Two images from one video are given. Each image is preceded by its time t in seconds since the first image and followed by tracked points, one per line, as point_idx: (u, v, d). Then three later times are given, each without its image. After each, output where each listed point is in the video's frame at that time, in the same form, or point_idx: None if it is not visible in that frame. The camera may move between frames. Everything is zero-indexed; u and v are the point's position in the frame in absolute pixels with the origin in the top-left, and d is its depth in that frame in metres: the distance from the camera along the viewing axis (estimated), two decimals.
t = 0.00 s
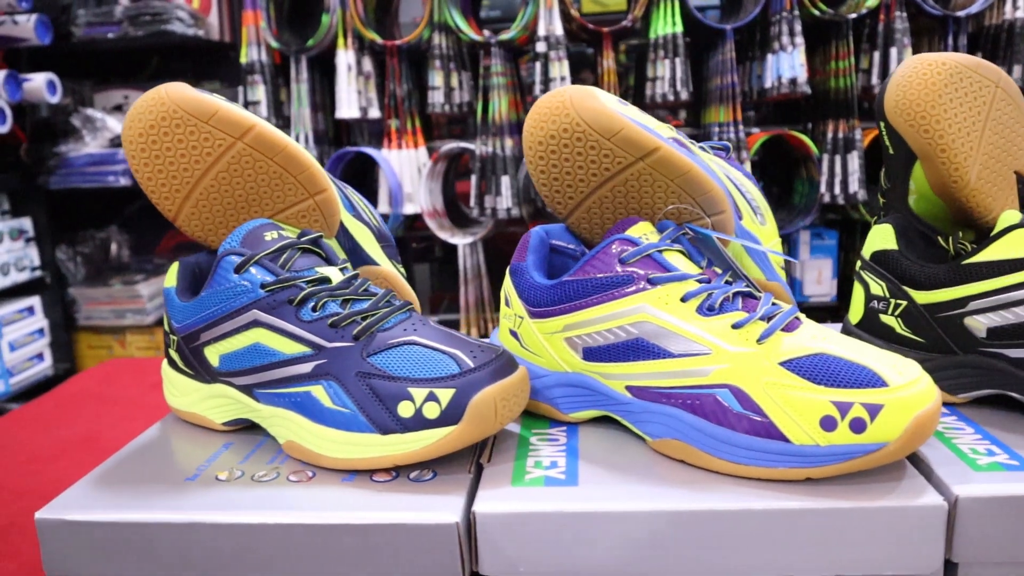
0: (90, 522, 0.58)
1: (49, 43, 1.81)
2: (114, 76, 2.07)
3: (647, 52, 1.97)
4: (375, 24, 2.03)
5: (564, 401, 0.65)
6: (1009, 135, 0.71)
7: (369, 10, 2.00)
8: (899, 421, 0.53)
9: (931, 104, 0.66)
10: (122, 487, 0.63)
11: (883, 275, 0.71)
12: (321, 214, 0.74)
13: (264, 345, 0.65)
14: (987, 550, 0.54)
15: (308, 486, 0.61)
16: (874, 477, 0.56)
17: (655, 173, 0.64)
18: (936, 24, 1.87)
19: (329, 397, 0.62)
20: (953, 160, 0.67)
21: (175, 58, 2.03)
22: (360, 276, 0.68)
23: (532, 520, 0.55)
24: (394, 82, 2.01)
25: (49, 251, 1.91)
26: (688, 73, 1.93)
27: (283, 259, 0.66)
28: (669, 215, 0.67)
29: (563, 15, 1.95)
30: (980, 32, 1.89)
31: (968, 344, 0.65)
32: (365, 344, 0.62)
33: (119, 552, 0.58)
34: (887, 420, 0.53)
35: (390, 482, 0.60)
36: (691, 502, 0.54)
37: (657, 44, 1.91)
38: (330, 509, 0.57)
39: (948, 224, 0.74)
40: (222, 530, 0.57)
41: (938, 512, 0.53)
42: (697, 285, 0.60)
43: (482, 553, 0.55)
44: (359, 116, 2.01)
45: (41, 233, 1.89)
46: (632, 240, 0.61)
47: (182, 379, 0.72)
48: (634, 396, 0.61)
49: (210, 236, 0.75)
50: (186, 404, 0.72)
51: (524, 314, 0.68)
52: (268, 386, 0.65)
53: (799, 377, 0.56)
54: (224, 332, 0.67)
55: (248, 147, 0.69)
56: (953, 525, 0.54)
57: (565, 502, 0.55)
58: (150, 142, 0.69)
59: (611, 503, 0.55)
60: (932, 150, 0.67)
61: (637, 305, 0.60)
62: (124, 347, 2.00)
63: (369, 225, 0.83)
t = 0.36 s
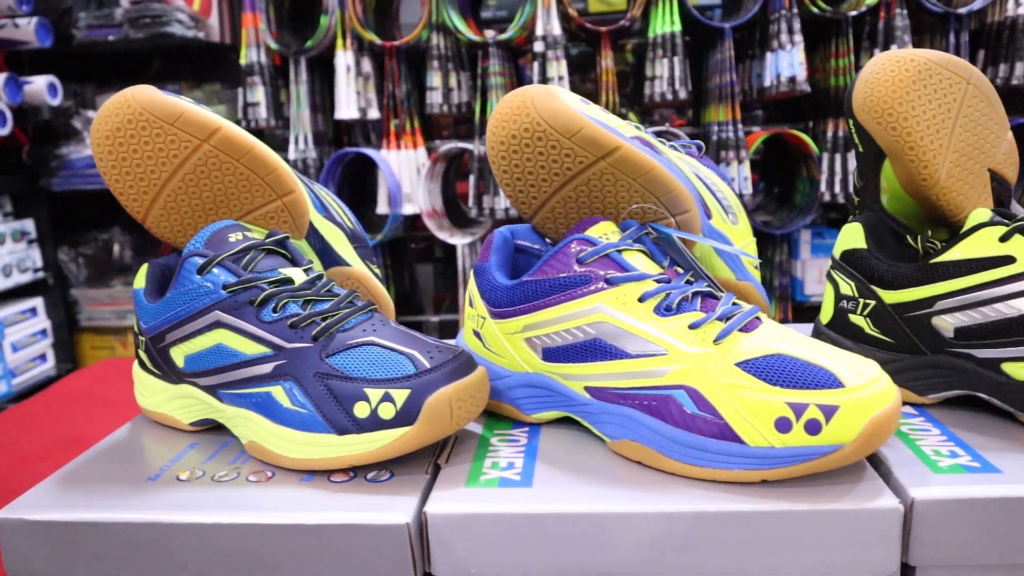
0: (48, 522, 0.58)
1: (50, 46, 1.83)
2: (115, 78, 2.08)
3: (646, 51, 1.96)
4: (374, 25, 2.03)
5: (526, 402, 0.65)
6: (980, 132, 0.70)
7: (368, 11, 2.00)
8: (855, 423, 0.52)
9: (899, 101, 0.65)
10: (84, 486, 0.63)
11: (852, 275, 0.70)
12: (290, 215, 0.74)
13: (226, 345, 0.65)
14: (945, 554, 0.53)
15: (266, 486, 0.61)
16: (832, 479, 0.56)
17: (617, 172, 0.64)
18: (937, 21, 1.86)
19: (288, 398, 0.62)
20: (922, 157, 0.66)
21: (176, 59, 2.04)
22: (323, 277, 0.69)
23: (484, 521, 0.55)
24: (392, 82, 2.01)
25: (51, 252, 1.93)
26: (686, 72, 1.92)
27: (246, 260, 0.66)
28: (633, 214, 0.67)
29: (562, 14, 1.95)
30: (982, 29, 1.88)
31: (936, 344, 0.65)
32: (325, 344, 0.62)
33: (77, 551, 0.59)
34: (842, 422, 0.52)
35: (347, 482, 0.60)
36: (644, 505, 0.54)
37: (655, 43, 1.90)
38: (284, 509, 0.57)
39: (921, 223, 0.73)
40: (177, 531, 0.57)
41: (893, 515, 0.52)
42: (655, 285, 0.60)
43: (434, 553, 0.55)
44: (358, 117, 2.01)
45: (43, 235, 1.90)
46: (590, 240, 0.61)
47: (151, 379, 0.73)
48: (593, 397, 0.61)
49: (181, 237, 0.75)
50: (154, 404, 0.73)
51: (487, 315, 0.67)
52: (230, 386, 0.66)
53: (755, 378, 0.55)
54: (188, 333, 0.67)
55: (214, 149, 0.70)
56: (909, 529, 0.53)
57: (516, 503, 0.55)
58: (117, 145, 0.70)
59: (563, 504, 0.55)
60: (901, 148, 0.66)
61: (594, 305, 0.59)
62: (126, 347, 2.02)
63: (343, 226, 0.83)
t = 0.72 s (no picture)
0: (7, 521, 0.59)
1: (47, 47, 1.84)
2: (115, 79, 2.09)
3: (641, 49, 1.95)
4: (370, 25, 2.04)
5: (486, 402, 0.65)
6: (947, 130, 0.70)
7: (363, 10, 2.01)
8: (804, 424, 0.52)
9: (860, 99, 0.65)
10: (47, 485, 0.64)
11: (816, 275, 0.69)
12: (258, 216, 0.75)
13: (188, 345, 0.66)
14: (896, 556, 0.53)
15: (224, 485, 0.61)
16: (784, 480, 0.55)
17: (577, 172, 0.64)
18: (933, 18, 1.85)
19: (247, 398, 0.63)
20: (885, 156, 0.66)
21: (174, 59, 2.05)
22: (287, 278, 0.69)
23: (436, 520, 0.55)
24: (388, 82, 2.01)
25: (50, 252, 1.94)
26: (681, 69, 1.92)
27: (210, 261, 0.67)
28: (595, 213, 0.67)
29: (556, 13, 1.94)
30: (978, 25, 1.87)
31: (898, 344, 0.65)
32: (284, 345, 0.63)
33: (36, 549, 0.59)
34: (792, 424, 0.52)
35: (304, 481, 0.61)
36: (594, 505, 0.54)
37: (650, 40, 1.90)
38: (239, 508, 0.58)
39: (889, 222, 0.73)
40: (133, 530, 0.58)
41: (842, 516, 0.52)
42: (610, 286, 0.60)
43: (386, 553, 0.56)
44: (354, 117, 2.01)
45: (42, 235, 1.92)
46: (546, 240, 0.61)
47: (118, 379, 0.73)
48: (549, 397, 0.61)
49: (149, 238, 0.76)
50: (123, 404, 0.73)
51: (447, 315, 0.68)
52: (193, 386, 0.66)
53: (705, 379, 0.55)
54: (152, 333, 0.67)
55: (180, 151, 0.70)
56: (859, 530, 0.53)
57: (468, 504, 0.55)
58: (84, 147, 0.70)
59: (513, 505, 0.55)
60: (863, 147, 0.66)
61: (549, 306, 0.60)
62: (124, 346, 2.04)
63: (315, 227, 0.83)
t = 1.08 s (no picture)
0: None
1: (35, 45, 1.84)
2: (105, 78, 2.09)
3: (630, 46, 1.95)
4: (359, 23, 2.04)
5: (437, 404, 0.65)
6: (903, 131, 0.69)
7: (352, 8, 2.01)
8: (742, 427, 0.52)
9: (812, 100, 0.64)
10: None
11: (769, 275, 0.69)
12: (216, 218, 0.75)
13: (140, 347, 0.66)
14: (838, 561, 0.53)
15: (173, 486, 0.62)
16: (726, 483, 0.55)
17: (527, 173, 0.64)
18: (922, 14, 1.85)
19: (197, 400, 0.63)
20: (838, 156, 0.65)
21: (164, 58, 2.05)
22: (241, 280, 0.70)
23: (377, 522, 0.55)
24: (377, 80, 2.01)
25: (40, 250, 1.95)
26: (669, 67, 1.91)
27: (163, 263, 0.67)
28: (547, 214, 0.67)
29: (544, 10, 1.94)
30: (968, 22, 1.86)
31: (849, 345, 0.65)
32: (233, 347, 0.63)
33: None
34: (730, 427, 0.52)
35: (252, 483, 0.61)
36: (534, 508, 0.54)
37: (638, 38, 1.89)
38: (184, 510, 0.58)
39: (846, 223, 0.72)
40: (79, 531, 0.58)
41: (779, 521, 0.51)
42: (555, 288, 0.60)
43: (328, 554, 0.56)
44: (343, 115, 2.01)
45: (31, 233, 1.92)
46: (493, 242, 0.62)
47: (77, 379, 0.73)
48: (497, 399, 0.61)
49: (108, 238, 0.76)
50: (82, 405, 0.73)
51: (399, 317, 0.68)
52: (145, 387, 0.66)
53: (645, 382, 0.55)
54: (107, 335, 0.68)
55: (136, 154, 0.70)
56: (799, 535, 0.53)
57: (409, 506, 0.56)
58: (41, 149, 0.70)
59: (454, 507, 0.55)
60: (816, 147, 0.66)
61: (494, 308, 0.60)
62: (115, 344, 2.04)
63: (280, 230, 0.82)
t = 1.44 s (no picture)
0: None
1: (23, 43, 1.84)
2: (95, 76, 2.10)
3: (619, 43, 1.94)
4: (349, 21, 2.04)
5: (391, 405, 0.66)
6: (860, 132, 0.69)
7: (342, 6, 2.01)
8: (683, 431, 0.52)
9: (764, 101, 0.64)
10: None
11: (726, 277, 0.69)
12: (177, 219, 0.75)
13: (96, 348, 0.66)
14: (780, 564, 0.53)
15: (124, 487, 0.62)
16: (669, 486, 0.55)
17: (479, 175, 0.64)
18: (912, 12, 1.85)
19: (150, 401, 0.63)
20: (792, 158, 0.65)
21: (154, 56, 2.06)
22: (199, 281, 0.70)
23: (323, 523, 0.55)
24: (366, 79, 2.01)
25: (29, 248, 1.95)
26: (658, 65, 1.91)
27: (119, 265, 0.67)
28: (501, 216, 0.67)
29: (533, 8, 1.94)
30: (957, 20, 1.86)
31: (802, 347, 0.64)
32: (186, 348, 0.64)
33: None
34: (670, 430, 0.52)
35: (202, 483, 0.61)
36: (479, 510, 0.55)
37: (627, 36, 1.89)
38: (131, 510, 0.58)
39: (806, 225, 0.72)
40: (26, 531, 0.58)
41: (718, 523, 0.52)
42: (503, 291, 0.60)
43: (274, 554, 0.56)
44: (333, 113, 2.01)
45: (20, 232, 1.92)
46: (442, 244, 0.62)
47: (37, 380, 0.74)
48: (446, 400, 0.61)
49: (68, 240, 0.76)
50: (42, 405, 0.74)
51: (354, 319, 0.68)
52: (101, 388, 0.67)
53: (588, 384, 0.55)
54: (63, 336, 0.68)
55: (95, 156, 0.71)
56: (738, 537, 0.52)
57: (354, 508, 0.56)
58: None
59: (398, 509, 0.55)
60: (770, 148, 0.65)
61: (442, 311, 0.60)
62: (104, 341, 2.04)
63: (244, 231, 0.83)
